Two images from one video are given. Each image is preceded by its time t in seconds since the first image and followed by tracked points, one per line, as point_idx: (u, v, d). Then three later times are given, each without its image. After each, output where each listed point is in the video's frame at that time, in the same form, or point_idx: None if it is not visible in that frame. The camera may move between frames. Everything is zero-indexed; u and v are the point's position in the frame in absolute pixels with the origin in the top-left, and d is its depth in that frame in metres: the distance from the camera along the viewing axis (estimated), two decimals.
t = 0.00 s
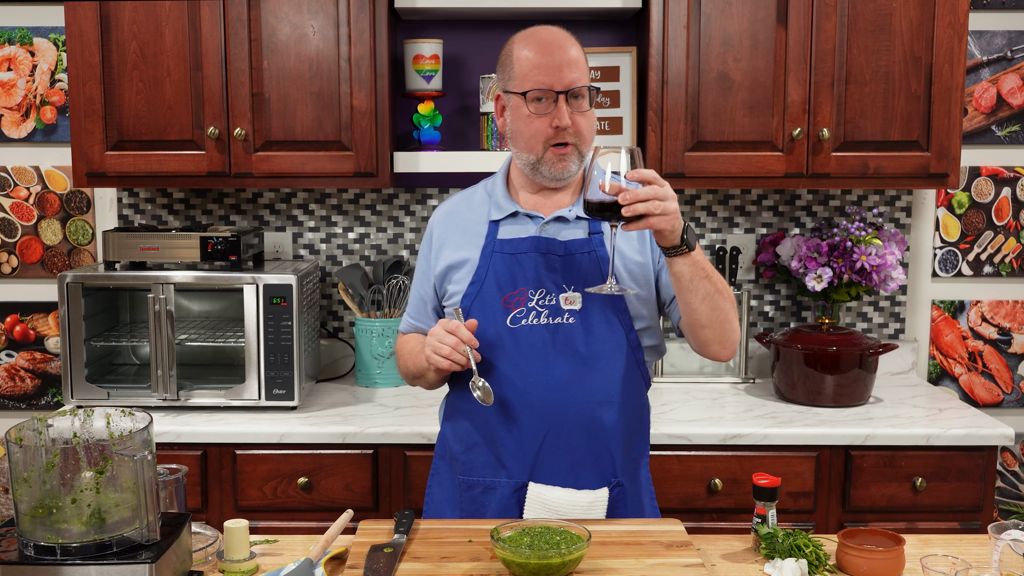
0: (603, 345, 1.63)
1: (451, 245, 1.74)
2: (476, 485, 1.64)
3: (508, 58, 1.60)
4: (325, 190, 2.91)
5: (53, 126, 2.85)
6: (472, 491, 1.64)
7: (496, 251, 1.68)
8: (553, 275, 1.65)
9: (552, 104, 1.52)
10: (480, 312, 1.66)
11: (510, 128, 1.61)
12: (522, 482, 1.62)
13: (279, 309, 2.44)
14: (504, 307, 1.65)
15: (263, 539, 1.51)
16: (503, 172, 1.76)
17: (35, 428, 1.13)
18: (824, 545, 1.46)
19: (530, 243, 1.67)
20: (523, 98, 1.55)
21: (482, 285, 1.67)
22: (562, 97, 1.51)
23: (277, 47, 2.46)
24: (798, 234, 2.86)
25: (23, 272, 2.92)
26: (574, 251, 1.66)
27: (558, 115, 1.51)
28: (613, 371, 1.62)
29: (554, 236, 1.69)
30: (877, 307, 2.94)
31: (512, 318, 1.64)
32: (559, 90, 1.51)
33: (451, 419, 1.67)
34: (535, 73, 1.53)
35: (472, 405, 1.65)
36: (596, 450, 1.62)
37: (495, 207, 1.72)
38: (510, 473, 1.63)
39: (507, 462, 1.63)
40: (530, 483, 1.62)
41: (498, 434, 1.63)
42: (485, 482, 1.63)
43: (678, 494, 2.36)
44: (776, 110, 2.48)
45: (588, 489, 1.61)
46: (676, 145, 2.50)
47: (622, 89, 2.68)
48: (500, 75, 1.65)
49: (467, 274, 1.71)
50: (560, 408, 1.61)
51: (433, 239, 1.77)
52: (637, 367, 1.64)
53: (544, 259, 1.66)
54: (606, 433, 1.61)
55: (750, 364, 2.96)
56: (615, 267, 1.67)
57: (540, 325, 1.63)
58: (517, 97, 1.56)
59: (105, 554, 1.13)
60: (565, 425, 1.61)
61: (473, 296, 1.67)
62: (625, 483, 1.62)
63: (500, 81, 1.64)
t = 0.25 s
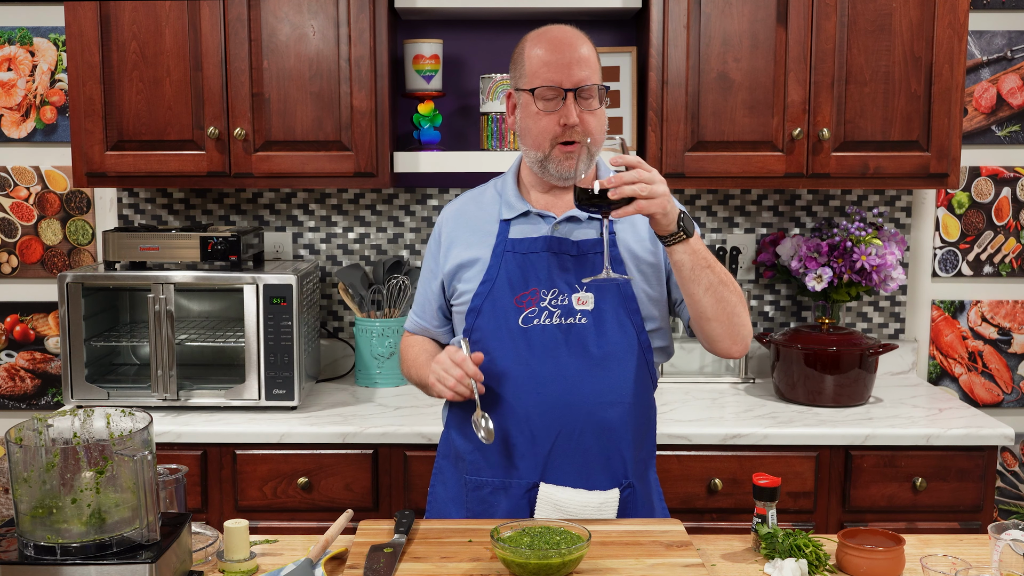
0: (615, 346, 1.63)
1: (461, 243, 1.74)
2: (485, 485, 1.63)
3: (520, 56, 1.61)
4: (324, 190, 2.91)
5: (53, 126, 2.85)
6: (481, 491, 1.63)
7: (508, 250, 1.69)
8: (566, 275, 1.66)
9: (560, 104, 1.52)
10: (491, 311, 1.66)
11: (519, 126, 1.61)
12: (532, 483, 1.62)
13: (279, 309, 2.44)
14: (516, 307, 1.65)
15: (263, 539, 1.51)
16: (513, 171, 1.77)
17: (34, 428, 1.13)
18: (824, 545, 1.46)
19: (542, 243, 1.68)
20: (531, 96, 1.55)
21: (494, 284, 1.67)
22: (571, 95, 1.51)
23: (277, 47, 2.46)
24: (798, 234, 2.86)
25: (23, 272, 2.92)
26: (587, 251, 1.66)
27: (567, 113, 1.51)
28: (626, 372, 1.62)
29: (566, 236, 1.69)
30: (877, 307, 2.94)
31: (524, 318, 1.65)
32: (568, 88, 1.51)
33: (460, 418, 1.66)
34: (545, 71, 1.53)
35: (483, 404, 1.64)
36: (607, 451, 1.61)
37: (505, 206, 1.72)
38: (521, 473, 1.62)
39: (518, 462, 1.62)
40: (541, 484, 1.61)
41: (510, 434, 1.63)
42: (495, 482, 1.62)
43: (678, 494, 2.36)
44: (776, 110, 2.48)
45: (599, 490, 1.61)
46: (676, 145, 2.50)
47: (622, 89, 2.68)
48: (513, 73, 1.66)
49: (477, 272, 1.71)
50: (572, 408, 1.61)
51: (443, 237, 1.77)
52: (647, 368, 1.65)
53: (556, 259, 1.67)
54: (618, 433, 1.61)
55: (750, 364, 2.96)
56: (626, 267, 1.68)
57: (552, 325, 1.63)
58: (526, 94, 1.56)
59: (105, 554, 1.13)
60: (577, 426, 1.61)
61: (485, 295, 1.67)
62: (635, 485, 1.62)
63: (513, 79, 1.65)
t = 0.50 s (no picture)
0: (618, 347, 1.62)
1: (464, 241, 1.74)
2: (485, 485, 1.63)
3: (525, 54, 1.61)
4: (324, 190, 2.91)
5: (53, 126, 2.85)
6: (480, 492, 1.63)
7: (512, 250, 1.69)
8: (570, 275, 1.65)
9: (559, 100, 1.52)
10: (494, 311, 1.66)
11: (521, 124, 1.61)
12: (533, 483, 1.62)
13: (279, 309, 2.44)
14: (520, 307, 1.65)
15: (262, 539, 1.51)
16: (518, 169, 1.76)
17: (34, 428, 1.13)
18: (824, 545, 1.46)
19: (547, 243, 1.68)
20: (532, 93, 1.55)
21: (498, 284, 1.67)
22: (570, 92, 1.51)
23: (277, 47, 2.46)
24: (798, 234, 2.86)
25: (23, 272, 2.92)
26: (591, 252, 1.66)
27: (566, 111, 1.51)
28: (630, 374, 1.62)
29: (570, 237, 1.69)
30: (877, 307, 2.94)
31: (527, 318, 1.65)
32: (569, 85, 1.51)
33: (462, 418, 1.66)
34: (546, 68, 1.52)
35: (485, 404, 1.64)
36: (608, 452, 1.61)
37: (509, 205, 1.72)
38: (521, 474, 1.62)
39: (519, 463, 1.62)
40: (542, 484, 1.61)
41: (511, 434, 1.62)
42: (495, 482, 1.62)
43: (678, 494, 2.36)
44: (776, 110, 2.48)
45: (600, 491, 1.61)
46: (676, 145, 2.50)
47: (622, 89, 2.67)
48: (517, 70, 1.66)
49: (480, 272, 1.72)
50: (574, 410, 1.61)
51: (447, 235, 1.77)
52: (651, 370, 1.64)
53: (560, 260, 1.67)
54: (620, 436, 1.61)
55: (750, 364, 2.96)
56: (631, 268, 1.67)
57: (555, 326, 1.63)
58: (528, 91, 1.56)
59: (105, 554, 1.13)
60: (579, 427, 1.61)
61: (488, 294, 1.67)
62: (636, 487, 1.63)
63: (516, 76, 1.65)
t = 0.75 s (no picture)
0: (615, 348, 1.62)
1: (464, 241, 1.74)
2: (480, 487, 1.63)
3: (525, 54, 1.60)
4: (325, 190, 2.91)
5: (53, 126, 2.85)
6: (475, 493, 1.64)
7: (510, 251, 1.69)
8: (567, 276, 1.65)
9: (558, 100, 1.52)
10: (491, 311, 1.66)
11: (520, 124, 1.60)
12: (529, 484, 1.62)
13: (279, 309, 2.44)
14: (517, 308, 1.66)
15: (263, 539, 1.51)
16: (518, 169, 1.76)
17: (34, 428, 1.13)
18: (824, 545, 1.46)
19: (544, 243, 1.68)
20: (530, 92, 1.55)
21: (496, 284, 1.67)
22: (568, 92, 1.51)
23: (277, 47, 2.46)
24: (798, 234, 2.86)
25: (23, 272, 2.92)
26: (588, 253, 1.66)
27: (564, 110, 1.51)
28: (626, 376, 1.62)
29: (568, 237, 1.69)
30: (877, 307, 2.94)
31: (523, 319, 1.65)
32: (567, 85, 1.51)
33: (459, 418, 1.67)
34: (545, 67, 1.52)
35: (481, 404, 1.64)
36: (604, 454, 1.62)
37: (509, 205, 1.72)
38: (516, 474, 1.62)
39: (514, 463, 1.62)
40: (537, 485, 1.62)
41: (506, 435, 1.62)
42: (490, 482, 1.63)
43: (678, 494, 2.36)
44: (776, 110, 2.48)
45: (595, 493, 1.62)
46: (676, 145, 2.50)
47: (622, 89, 2.67)
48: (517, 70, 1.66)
49: (479, 272, 1.72)
50: (570, 411, 1.61)
51: (447, 235, 1.77)
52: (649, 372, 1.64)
53: (558, 261, 1.67)
54: (616, 437, 1.61)
55: (750, 364, 2.96)
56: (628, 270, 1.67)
57: (551, 326, 1.63)
58: (527, 90, 1.56)
59: (105, 554, 1.13)
60: (575, 429, 1.61)
61: (486, 295, 1.68)
62: (632, 489, 1.63)
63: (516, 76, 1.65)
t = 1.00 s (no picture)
0: (613, 348, 1.62)
1: (463, 242, 1.74)
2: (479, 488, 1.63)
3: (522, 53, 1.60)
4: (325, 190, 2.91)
5: (53, 126, 2.85)
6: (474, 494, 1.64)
7: (508, 251, 1.69)
8: (565, 276, 1.65)
9: (554, 97, 1.52)
10: (490, 312, 1.66)
11: (516, 122, 1.59)
12: (528, 485, 1.62)
13: (279, 309, 2.44)
14: (515, 308, 1.66)
15: (263, 539, 1.51)
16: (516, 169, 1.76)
17: (34, 428, 1.13)
18: (824, 545, 1.46)
19: (543, 244, 1.68)
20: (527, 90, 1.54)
21: (494, 284, 1.67)
22: (565, 88, 1.51)
23: (277, 47, 2.46)
24: (798, 234, 2.86)
25: (23, 272, 2.92)
26: (586, 253, 1.66)
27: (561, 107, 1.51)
28: (625, 376, 1.62)
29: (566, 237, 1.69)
30: (877, 307, 2.94)
31: (522, 320, 1.65)
32: (563, 81, 1.51)
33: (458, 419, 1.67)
34: (541, 64, 1.52)
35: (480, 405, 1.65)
36: (603, 455, 1.62)
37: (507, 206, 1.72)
38: (516, 475, 1.62)
39: (513, 464, 1.62)
40: (536, 486, 1.62)
41: (505, 435, 1.62)
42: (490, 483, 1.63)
43: (678, 494, 2.36)
44: (776, 110, 2.48)
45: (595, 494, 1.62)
46: (676, 145, 2.50)
47: (622, 89, 2.67)
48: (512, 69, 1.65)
49: (477, 273, 1.71)
50: (569, 411, 1.61)
51: (446, 235, 1.77)
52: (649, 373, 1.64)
53: (556, 261, 1.66)
54: (614, 438, 1.62)
55: (750, 365, 2.96)
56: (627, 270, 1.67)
57: (550, 326, 1.63)
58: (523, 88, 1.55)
59: (105, 554, 1.13)
60: (574, 429, 1.61)
61: (484, 296, 1.68)
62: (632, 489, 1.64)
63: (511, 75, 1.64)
